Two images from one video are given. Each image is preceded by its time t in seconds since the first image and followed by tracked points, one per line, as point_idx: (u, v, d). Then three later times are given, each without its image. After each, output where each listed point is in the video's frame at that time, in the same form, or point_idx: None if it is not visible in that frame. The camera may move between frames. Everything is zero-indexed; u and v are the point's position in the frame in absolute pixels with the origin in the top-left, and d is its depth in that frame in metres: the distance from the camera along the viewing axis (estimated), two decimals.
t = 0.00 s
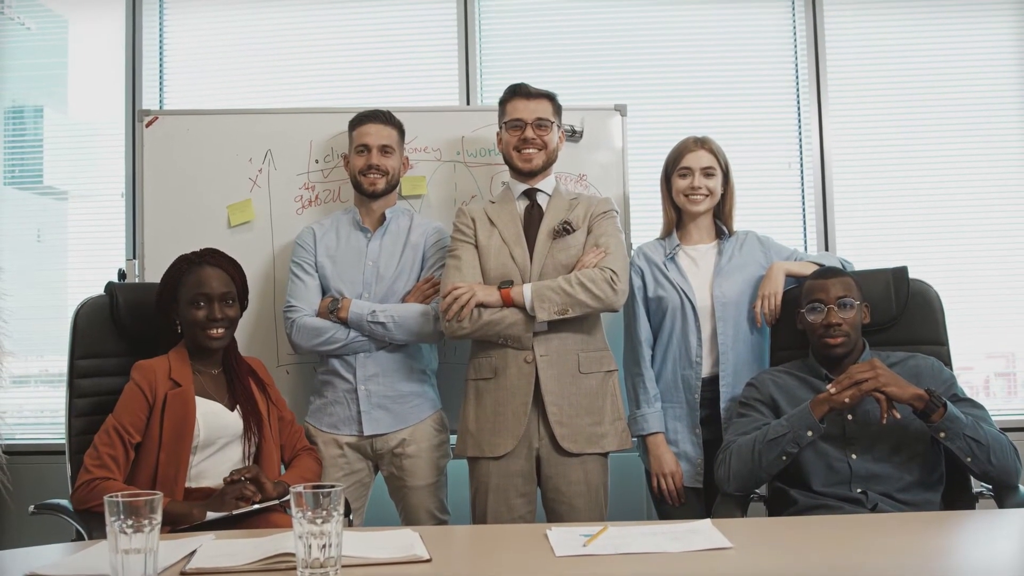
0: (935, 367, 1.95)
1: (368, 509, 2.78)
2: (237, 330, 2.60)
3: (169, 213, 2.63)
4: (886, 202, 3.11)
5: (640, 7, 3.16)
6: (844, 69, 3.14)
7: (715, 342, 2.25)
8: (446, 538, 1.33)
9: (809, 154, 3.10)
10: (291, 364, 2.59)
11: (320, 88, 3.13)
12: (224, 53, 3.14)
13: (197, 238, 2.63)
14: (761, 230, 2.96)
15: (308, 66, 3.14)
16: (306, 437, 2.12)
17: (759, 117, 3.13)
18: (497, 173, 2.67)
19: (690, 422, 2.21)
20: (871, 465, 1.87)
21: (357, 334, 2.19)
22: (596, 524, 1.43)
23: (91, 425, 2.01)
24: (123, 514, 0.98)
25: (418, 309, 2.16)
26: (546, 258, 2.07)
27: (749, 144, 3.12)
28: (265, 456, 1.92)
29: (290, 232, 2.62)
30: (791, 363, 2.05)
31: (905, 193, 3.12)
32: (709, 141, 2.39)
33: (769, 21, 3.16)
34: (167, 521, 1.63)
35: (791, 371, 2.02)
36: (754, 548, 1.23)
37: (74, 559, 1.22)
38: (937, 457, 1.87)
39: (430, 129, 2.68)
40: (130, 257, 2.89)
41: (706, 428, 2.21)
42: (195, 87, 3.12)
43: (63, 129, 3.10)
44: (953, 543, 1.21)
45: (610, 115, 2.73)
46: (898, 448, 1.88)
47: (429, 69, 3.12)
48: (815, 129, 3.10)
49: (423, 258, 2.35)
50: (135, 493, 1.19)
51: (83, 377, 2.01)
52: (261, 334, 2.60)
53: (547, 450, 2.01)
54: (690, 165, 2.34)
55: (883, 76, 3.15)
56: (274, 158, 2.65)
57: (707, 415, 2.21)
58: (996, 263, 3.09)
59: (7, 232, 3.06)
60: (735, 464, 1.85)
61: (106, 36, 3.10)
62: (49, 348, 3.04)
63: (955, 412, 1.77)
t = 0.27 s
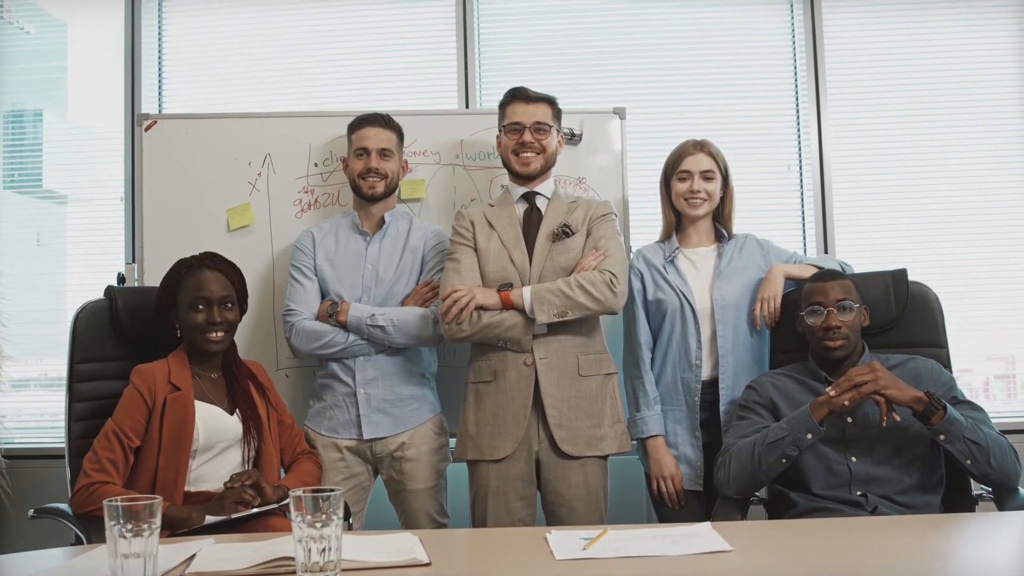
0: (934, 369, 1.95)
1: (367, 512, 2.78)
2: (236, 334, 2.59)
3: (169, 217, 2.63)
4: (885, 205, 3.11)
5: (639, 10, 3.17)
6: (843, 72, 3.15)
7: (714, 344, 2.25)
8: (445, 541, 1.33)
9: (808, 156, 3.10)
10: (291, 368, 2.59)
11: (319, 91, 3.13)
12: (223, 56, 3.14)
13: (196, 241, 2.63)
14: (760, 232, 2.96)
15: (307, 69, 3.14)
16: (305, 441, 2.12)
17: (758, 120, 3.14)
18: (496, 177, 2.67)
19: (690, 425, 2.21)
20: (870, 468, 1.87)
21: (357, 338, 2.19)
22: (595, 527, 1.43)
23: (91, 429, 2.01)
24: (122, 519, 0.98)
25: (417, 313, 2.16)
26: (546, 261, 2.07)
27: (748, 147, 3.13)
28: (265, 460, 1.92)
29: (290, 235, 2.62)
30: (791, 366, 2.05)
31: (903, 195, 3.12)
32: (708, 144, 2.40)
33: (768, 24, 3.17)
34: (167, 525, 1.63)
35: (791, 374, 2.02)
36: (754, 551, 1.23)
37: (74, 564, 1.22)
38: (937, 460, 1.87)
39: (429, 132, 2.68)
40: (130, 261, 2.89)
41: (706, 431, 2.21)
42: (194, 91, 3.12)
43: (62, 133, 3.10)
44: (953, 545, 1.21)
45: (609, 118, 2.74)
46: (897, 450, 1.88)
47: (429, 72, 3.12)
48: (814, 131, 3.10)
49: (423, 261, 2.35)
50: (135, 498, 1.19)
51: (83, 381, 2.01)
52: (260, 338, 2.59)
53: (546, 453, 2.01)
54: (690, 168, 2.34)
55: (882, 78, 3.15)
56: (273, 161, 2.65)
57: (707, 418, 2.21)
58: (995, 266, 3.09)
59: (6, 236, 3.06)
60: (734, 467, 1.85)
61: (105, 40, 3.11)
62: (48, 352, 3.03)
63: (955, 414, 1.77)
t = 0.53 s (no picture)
0: (932, 371, 1.95)
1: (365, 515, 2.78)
2: (234, 337, 2.59)
3: (166, 220, 2.63)
4: (883, 206, 3.11)
5: (636, 12, 3.17)
6: (840, 74, 3.15)
7: (712, 346, 2.25)
8: (442, 544, 1.33)
9: (806, 158, 3.10)
10: (289, 370, 2.58)
11: (317, 94, 3.13)
12: (221, 59, 3.14)
13: (194, 244, 2.63)
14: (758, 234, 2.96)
15: (305, 72, 3.14)
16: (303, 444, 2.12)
17: (756, 121, 3.14)
18: (494, 179, 2.67)
19: (688, 426, 2.21)
20: (868, 470, 1.87)
21: (354, 340, 2.19)
22: (593, 529, 1.43)
23: (88, 432, 2.01)
24: (120, 522, 0.98)
25: (414, 315, 2.16)
26: (544, 263, 2.07)
27: (746, 149, 3.13)
28: (263, 463, 1.91)
29: (287, 238, 2.62)
30: (788, 368, 2.05)
31: (901, 196, 3.12)
32: (706, 147, 2.40)
33: (765, 26, 3.17)
34: (164, 528, 1.63)
35: (789, 375, 2.02)
36: (752, 553, 1.23)
37: (72, 567, 1.22)
38: (935, 461, 1.87)
39: (427, 135, 2.68)
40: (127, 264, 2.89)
41: (704, 433, 2.21)
42: (192, 94, 3.12)
43: (59, 136, 3.10)
44: (951, 546, 1.21)
45: (606, 120, 2.74)
46: (895, 452, 1.88)
47: (426, 74, 3.13)
48: (811, 133, 3.10)
49: (420, 264, 2.35)
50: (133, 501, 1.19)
51: (80, 385, 2.01)
52: (258, 340, 2.59)
53: (544, 455, 2.01)
54: (688, 170, 2.34)
55: (879, 80, 3.15)
56: (271, 164, 2.65)
57: (704, 420, 2.22)
58: (993, 267, 3.10)
59: (4, 239, 3.06)
60: (732, 469, 1.85)
61: (102, 42, 3.11)
62: (46, 354, 3.03)
63: (953, 415, 1.77)
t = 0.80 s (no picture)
0: (931, 370, 1.95)
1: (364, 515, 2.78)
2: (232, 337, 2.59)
3: (164, 221, 2.63)
4: (881, 205, 3.11)
5: (634, 11, 3.17)
6: (838, 73, 3.15)
7: (710, 345, 2.25)
8: (441, 544, 1.33)
9: (804, 157, 3.10)
10: (287, 371, 2.58)
11: (315, 94, 3.13)
12: (219, 59, 3.14)
13: (192, 245, 2.63)
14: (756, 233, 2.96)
15: (303, 72, 3.14)
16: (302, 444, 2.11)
17: (754, 120, 3.14)
18: (491, 179, 2.67)
19: (687, 425, 2.21)
20: (867, 468, 1.87)
21: (352, 341, 2.19)
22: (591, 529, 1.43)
23: (87, 434, 2.01)
24: (118, 523, 0.98)
25: (412, 315, 2.16)
26: (542, 262, 2.07)
27: (744, 148, 3.13)
28: (261, 464, 1.91)
29: (285, 238, 2.62)
30: (787, 367, 2.05)
31: (899, 195, 3.12)
32: (704, 146, 2.40)
33: (763, 24, 3.17)
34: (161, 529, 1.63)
35: (787, 375, 2.02)
36: (751, 552, 1.23)
37: (72, 568, 1.22)
38: (933, 459, 1.87)
39: (425, 135, 2.68)
40: (125, 265, 2.88)
41: (702, 432, 2.21)
42: (189, 94, 3.11)
43: (57, 137, 3.10)
44: (949, 545, 1.21)
45: (604, 120, 2.74)
46: (893, 450, 1.88)
47: (424, 74, 3.12)
48: (809, 132, 3.10)
49: (418, 264, 2.35)
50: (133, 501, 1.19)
51: (79, 386, 2.01)
52: (257, 341, 2.59)
53: (543, 455, 2.01)
54: (686, 169, 2.34)
55: (877, 78, 3.15)
56: (269, 165, 2.65)
57: (703, 419, 2.22)
58: (991, 265, 3.10)
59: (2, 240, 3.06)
60: (732, 469, 1.85)
61: (100, 43, 3.10)
62: (45, 355, 3.03)
63: (951, 414, 1.77)
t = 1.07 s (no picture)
0: (931, 370, 1.95)
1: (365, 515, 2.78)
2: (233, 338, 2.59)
3: (165, 222, 2.63)
4: (881, 205, 3.11)
5: (634, 12, 3.17)
6: (838, 73, 3.15)
7: (711, 344, 2.26)
8: (442, 544, 1.33)
9: (804, 157, 3.11)
10: (288, 371, 2.59)
11: (315, 94, 3.13)
12: (219, 60, 3.14)
13: (193, 245, 2.63)
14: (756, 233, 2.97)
15: (303, 72, 3.14)
16: (303, 445, 2.11)
17: (754, 120, 3.14)
18: (492, 179, 2.67)
19: (688, 425, 2.21)
20: (868, 468, 1.87)
21: (353, 342, 2.19)
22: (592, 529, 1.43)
23: (89, 434, 2.01)
24: (120, 524, 0.98)
25: (412, 316, 2.15)
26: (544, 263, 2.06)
27: (745, 148, 3.13)
28: (262, 465, 1.91)
29: (286, 239, 2.62)
30: (787, 367, 2.05)
31: (899, 195, 3.13)
32: (705, 147, 2.40)
33: (763, 24, 3.17)
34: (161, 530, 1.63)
35: (788, 375, 2.02)
36: (753, 552, 1.23)
37: (74, 569, 1.22)
38: (934, 460, 1.87)
39: (426, 135, 2.68)
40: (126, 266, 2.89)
41: (703, 432, 2.22)
42: (189, 94, 3.12)
43: (57, 137, 3.10)
44: (950, 545, 1.22)
45: (605, 120, 2.74)
46: (894, 450, 1.88)
47: (424, 74, 3.13)
48: (810, 132, 3.11)
49: (419, 264, 2.35)
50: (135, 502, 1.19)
51: (80, 386, 2.01)
52: (257, 342, 2.59)
53: (542, 457, 2.01)
54: (687, 170, 2.35)
55: (877, 78, 3.16)
56: (269, 165, 2.65)
57: (704, 419, 2.22)
58: (991, 264, 3.10)
59: (3, 240, 3.06)
60: (733, 469, 1.85)
61: (100, 43, 3.10)
62: (46, 356, 3.03)
63: (952, 414, 1.77)
